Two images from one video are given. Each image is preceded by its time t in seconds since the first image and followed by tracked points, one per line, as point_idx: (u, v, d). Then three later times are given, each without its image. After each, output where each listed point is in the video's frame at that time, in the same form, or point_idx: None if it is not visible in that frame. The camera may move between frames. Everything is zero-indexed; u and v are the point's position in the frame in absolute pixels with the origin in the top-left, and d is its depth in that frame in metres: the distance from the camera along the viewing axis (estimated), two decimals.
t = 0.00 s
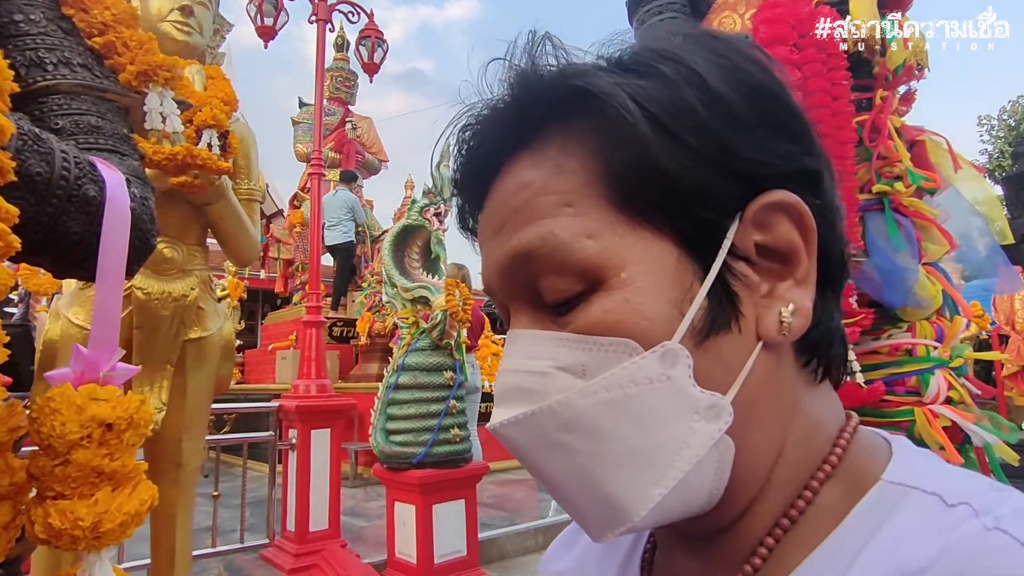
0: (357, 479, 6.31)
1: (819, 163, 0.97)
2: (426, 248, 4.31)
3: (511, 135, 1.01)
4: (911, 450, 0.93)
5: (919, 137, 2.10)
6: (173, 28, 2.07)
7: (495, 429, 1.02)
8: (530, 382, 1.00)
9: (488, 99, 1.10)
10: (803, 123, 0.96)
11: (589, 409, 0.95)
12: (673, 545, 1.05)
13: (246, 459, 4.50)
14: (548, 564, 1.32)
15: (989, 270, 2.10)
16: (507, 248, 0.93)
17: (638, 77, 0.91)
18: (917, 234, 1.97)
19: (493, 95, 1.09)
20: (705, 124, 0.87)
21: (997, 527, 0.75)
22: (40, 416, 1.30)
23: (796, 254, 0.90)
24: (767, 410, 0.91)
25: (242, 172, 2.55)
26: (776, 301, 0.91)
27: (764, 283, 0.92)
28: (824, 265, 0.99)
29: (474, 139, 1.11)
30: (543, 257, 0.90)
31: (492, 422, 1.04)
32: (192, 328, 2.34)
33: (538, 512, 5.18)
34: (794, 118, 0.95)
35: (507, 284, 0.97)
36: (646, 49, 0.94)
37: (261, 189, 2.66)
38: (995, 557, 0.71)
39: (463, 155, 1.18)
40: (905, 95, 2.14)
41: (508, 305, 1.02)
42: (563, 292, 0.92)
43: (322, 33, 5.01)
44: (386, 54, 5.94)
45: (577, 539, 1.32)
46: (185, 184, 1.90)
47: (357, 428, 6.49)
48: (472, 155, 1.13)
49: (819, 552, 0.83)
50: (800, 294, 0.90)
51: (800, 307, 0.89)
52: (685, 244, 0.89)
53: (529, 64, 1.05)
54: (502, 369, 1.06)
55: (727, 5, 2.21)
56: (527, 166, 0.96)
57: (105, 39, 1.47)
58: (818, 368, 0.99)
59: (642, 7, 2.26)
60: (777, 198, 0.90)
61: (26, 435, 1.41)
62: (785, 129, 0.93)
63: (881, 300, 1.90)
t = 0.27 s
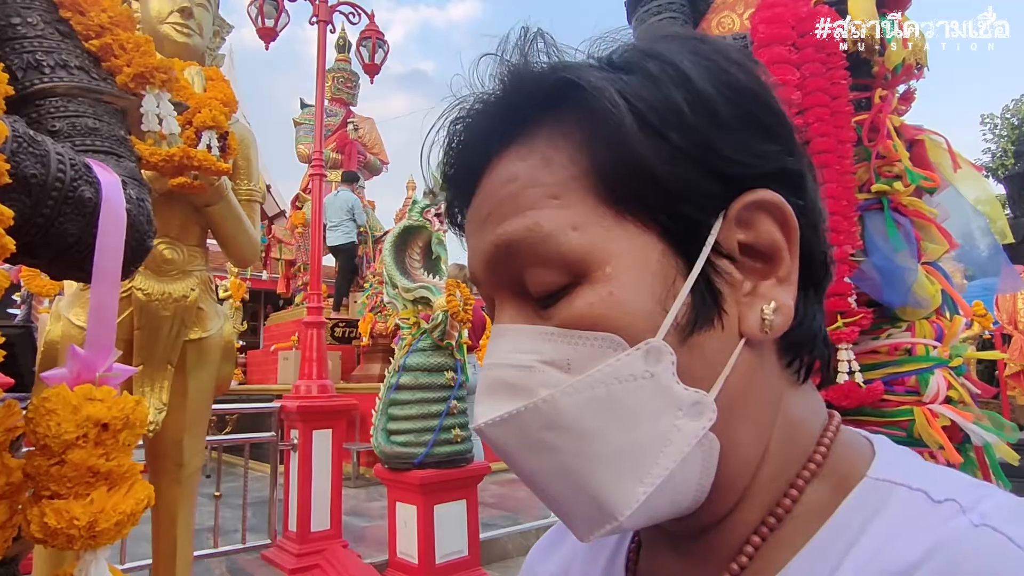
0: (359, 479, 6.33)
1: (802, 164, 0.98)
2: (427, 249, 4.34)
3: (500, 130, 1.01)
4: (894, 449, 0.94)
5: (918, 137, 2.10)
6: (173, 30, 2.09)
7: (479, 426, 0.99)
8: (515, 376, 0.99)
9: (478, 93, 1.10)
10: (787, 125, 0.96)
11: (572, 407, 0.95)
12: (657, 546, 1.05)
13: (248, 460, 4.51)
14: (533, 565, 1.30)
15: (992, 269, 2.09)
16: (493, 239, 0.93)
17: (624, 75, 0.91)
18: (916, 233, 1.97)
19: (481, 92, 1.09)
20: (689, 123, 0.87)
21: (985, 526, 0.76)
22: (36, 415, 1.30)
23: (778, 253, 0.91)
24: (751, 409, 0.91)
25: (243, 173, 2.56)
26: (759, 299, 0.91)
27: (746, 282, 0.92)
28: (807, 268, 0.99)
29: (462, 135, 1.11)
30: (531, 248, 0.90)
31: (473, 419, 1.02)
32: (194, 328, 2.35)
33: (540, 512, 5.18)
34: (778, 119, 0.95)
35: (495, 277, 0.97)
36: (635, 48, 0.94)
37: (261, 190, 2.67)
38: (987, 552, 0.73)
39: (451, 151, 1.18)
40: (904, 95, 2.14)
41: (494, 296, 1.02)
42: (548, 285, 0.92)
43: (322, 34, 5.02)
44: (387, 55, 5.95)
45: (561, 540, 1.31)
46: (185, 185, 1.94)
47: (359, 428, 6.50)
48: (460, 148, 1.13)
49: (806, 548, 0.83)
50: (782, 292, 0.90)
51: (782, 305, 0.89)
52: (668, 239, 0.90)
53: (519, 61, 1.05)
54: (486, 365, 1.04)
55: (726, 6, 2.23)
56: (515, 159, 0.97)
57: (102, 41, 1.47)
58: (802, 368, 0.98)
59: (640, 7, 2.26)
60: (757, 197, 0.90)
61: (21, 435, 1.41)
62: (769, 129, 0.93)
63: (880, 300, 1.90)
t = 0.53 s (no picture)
0: (361, 479, 6.34)
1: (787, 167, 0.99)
2: (428, 249, 4.35)
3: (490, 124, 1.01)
4: (868, 442, 0.94)
5: (916, 136, 2.10)
6: (174, 32, 2.10)
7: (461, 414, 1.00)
8: (496, 367, 0.99)
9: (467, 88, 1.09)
10: (772, 126, 0.97)
11: (553, 398, 0.96)
12: (640, 539, 1.06)
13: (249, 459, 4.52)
14: (524, 565, 1.29)
15: (994, 269, 2.09)
16: (481, 233, 0.93)
17: (616, 73, 0.92)
18: (914, 232, 1.98)
19: (471, 87, 1.09)
20: (680, 122, 0.88)
21: (940, 514, 0.76)
22: (37, 413, 1.32)
23: (762, 253, 0.91)
24: (731, 403, 0.92)
25: (243, 174, 2.57)
26: (742, 298, 0.92)
27: (729, 281, 0.93)
28: (790, 271, 1.00)
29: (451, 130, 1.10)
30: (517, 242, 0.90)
31: (456, 408, 1.03)
32: (195, 328, 2.36)
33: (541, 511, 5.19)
34: (764, 120, 0.96)
35: (483, 272, 0.97)
36: (625, 47, 0.95)
37: (263, 191, 2.69)
38: (938, 542, 0.72)
39: (438, 146, 1.17)
40: (902, 94, 2.14)
41: (480, 292, 1.01)
42: (534, 280, 0.92)
43: (323, 35, 5.03)
44: (388, 55, 5.96)
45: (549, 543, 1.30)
46: (186, 186, 1.96)
47: (360, 428, 6.51)
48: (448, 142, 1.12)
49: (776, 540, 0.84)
50: (765, 293, 0.91)
51: (763, 305, 0.90)
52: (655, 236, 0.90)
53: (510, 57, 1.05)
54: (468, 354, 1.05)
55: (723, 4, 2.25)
56: (503, 157, 0.96)
57: (102, 43, 1.49)
58: (784, 366, 0.99)
59: (638, 7, 2.27)
60: (743, 199, 0.91)
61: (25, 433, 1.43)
62: (757, 131, 0.95)
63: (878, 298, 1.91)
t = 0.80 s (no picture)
0: (362, 479, 6.35)
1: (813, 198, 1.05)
2: (429, 249, 4.34)
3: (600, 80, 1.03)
4: (845, 436, 0.95)
5: (915, 135, 2.11)
6: (175, 33, 2.11)
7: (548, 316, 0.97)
8: (592, 284, 0.97)
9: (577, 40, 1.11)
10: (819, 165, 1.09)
11: (650, 326, 0.96)
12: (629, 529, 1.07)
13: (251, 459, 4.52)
14: (518, 557, 1.30)
15: (993, 268, 2.09)
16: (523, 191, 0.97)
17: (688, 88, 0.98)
18: (913, 231, 1.98)
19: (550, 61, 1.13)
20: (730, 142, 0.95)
21: (898, 494, 0.76)
22: (43, 412, 1.32)
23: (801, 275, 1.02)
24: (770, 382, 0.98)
25: (244, 175, 2.57)
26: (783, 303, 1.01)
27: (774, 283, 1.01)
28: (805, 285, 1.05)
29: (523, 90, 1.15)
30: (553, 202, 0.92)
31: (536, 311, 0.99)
32: (197, 328, 2.37)
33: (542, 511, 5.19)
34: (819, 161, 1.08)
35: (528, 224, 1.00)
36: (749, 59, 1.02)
37: (263, 192, 2.69)
38: (889, 517, 0.72)
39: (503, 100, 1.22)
40: (901, 93, 2.15)
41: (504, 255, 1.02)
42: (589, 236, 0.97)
43: (323, 36, 5.04)
44: (388, 56, 5.97)
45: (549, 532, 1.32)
46: (189, 187, 1.94)
47: (361, 427, 6.52)
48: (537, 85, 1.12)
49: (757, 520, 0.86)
50: (807, 305, 1.03)
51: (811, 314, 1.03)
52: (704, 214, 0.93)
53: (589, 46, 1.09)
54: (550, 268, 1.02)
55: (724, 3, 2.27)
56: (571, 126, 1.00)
57: (105, 45, 1.49)
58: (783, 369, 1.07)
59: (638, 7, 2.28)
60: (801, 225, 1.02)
61: (29, 431, 1.43)
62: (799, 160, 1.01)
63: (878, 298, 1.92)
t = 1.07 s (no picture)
0: (362, 479, 6.35)
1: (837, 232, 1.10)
2: (429, 249, 4.35)
3: (689, 67, 1.07)
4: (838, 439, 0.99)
5: (913, 135, 2.12)
6: (175, 34, 2.11)
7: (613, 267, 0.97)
8: (656, 251, 0.97)
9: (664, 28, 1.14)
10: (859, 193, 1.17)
11: (699, 305, 0.98)
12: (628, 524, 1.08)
13: (251, 459, 4.52)
14: (501, 551, 1.30)
15: (992, 268, 2.10)
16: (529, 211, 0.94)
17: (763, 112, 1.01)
18: (912, 231, 1.99)
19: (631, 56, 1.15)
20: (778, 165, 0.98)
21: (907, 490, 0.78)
22: (50, 411, 1.33)
23: (831, 294, 1.07)
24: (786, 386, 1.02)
25: (245, 176, 2.58)
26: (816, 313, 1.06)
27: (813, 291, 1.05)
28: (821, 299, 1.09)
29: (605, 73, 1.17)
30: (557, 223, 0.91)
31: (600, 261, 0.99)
32: (198, 328, 2.37)
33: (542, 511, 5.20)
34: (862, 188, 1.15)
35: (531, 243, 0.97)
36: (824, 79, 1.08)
37: (264, 193, 2.70)
38: (905, 509, 0.74)
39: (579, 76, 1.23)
40: (899, 94, 2.16)
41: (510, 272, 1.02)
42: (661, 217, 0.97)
43: (323, 36, 5.04)
44: (387, 56, 5.97)
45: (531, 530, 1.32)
46: (190, 188, 1.92)
47: (361, 428, 6.52)
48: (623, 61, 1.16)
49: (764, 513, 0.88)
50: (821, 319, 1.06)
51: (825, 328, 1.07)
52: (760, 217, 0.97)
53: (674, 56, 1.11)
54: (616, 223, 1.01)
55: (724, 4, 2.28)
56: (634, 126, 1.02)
57: (109, 48, 1.49)
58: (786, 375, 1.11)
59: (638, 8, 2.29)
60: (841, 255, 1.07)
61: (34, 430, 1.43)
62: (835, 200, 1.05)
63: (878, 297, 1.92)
